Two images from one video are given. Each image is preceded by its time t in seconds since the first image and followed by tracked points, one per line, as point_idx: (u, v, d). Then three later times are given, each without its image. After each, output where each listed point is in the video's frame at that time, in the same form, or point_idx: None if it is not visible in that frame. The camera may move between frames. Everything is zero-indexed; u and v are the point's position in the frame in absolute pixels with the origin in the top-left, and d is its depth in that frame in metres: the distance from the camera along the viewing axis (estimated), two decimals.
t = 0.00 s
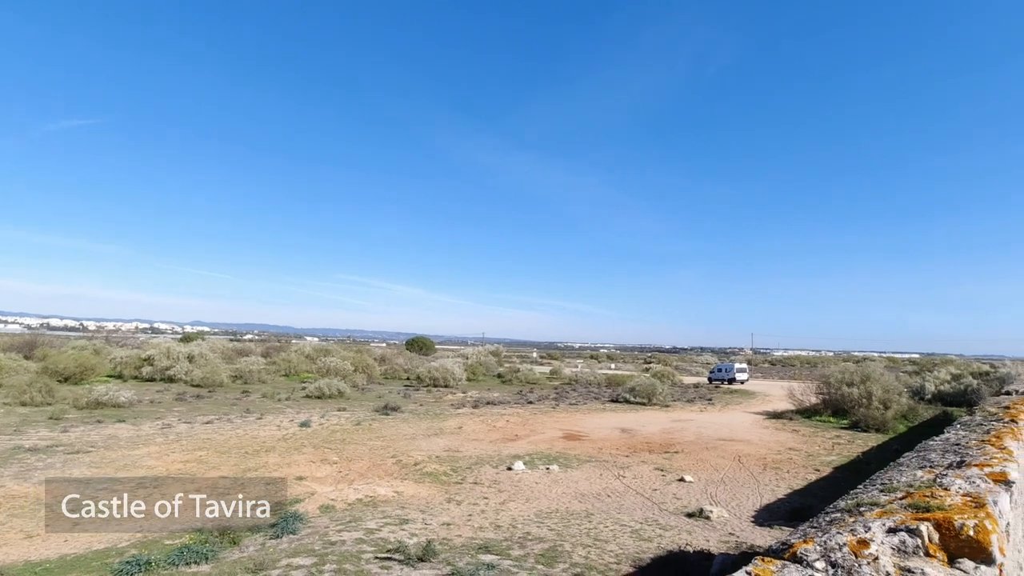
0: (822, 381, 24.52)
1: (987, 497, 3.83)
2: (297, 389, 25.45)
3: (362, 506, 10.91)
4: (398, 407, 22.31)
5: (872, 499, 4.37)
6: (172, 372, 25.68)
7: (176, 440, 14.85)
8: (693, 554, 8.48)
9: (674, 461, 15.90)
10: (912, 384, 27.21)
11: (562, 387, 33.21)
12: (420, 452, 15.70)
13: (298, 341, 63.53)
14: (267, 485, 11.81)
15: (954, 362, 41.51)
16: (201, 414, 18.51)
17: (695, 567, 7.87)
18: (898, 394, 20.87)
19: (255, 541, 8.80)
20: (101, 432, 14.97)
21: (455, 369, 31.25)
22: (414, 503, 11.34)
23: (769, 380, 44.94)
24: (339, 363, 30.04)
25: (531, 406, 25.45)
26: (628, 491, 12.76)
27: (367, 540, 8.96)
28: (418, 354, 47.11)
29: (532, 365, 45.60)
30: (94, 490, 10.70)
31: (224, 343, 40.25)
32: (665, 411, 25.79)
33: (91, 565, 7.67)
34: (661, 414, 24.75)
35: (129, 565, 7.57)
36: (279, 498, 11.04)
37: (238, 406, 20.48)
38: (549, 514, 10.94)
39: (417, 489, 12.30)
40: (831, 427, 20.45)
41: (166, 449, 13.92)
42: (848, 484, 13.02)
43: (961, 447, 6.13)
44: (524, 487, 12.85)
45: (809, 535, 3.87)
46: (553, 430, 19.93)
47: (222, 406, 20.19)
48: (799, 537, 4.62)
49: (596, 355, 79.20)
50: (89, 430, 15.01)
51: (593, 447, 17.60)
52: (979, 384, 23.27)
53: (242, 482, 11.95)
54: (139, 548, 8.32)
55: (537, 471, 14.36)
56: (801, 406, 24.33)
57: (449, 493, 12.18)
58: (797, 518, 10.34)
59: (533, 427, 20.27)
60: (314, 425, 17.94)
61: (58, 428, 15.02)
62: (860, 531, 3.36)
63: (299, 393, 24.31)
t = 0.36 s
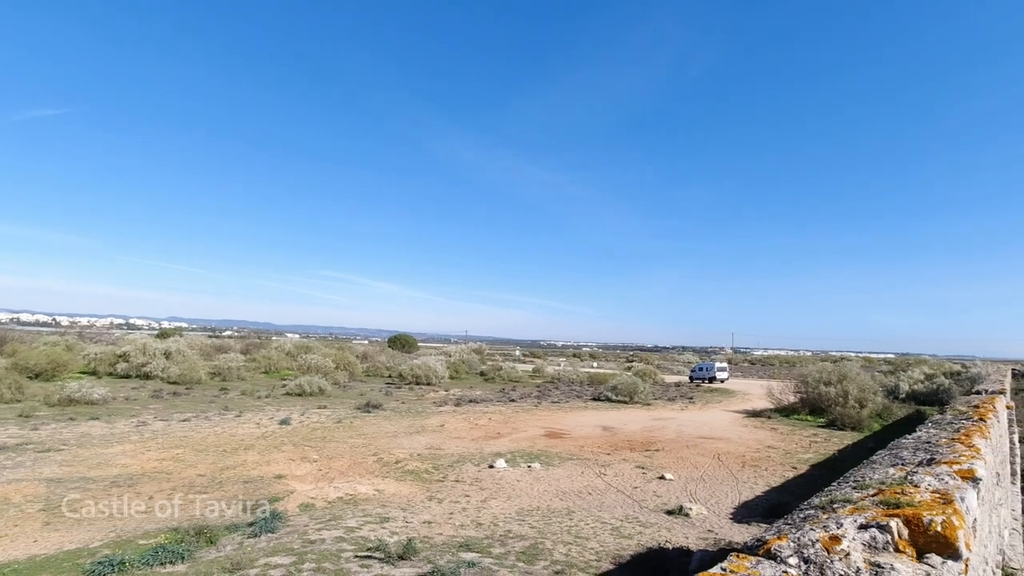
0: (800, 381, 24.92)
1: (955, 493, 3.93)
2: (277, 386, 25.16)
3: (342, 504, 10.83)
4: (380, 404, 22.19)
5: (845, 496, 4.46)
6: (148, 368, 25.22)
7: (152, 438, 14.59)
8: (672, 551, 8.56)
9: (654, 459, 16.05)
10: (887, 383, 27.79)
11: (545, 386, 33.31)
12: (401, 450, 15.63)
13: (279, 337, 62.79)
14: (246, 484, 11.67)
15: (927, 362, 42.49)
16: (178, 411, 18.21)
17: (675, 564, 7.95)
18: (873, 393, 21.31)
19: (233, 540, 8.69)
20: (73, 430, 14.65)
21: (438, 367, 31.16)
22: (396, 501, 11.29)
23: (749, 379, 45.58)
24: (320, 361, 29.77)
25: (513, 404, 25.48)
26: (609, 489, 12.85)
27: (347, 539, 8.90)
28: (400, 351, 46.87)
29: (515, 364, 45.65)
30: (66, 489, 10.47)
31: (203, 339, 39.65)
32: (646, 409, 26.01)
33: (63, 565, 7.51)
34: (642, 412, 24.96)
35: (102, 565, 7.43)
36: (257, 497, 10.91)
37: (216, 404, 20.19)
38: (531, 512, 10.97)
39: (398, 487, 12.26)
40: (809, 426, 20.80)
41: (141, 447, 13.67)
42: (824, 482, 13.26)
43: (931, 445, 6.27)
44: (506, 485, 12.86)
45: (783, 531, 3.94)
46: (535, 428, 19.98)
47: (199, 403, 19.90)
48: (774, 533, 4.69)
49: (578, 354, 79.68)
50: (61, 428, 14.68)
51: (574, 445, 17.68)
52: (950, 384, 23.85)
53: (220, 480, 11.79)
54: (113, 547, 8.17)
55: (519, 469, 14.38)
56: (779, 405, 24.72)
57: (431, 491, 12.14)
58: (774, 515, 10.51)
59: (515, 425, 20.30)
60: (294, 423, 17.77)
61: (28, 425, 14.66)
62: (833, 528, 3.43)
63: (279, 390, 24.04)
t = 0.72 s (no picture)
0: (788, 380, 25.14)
1: (938, 491, 3.98)
2: (266, 384, 24.99)
3: (331, 503, 10.78)
4: (369, 402, 22.10)
5: (831, 494, 4.50)
6: (134, 366, 24.94)
7: (137, 436, 14.43)
8: (660, 548, 8.59)
9: (643, 457, 16.11)
10: (873, 382, 28.10)
11: (535, 384, 33.36)
12: (391, 448, 15.58)
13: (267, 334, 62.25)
14: (233, 482, 11.58)
15: (911, 362, 43.06)
16: (164, 409, 18.03)
17: (663, 562, 7.98)
18: (859, 392, 21.55)
19: (219, 539, 8.62)
20: (57, 427, 14.45)
21: (428, 365, 31.10)
22: (384, 499, 11.26)
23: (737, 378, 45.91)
24: (309, 358, 29.60)
25: (503, 402, 25.49)
26: (598, 488, 12.89)
27: (335, 537, 8.86)
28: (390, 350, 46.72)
29: (505, 362, 45.67)
30: (50, 488, 10.33)
31: (190, 336, 39.23)
32: (636, 408, 26.11)
33: (45, 565, 7.41)
34: (631, 411, 25.06)
35: (86, 565, 7.33)
36: (245, 496, 10.83)
37: (204, 401, 20.02)
38: (520, 510, 10.98)
39: (387, 486, 12.22)
40: (796, 424, 20.98)
41: (127, 445, 13.51)
42: (810, 480, 13.39)
43: (916, 444, 6.35)
44: (496, 484, 12.87)
45: (770, 529, 3.96)
46: (525, 427, 20.00)
47: (186, 401, 19.71)
48: (761, 531, 4.72)
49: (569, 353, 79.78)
50: (44, 426, 14.47)
51: (564, 443, 17.72)
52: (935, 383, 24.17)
53: (207, 478, 11.69)
54: (97, 547, 8.07)
55: (508, 468, 14.39)
56: (767, 404, 24.92)
57: (420, 489, 12.12)
58: (762, 513, 10.59)
59: (504, 423, 20.30)
60: (283, 421, 17.65)
61: (11, 423, 14.44)
62: (819, 525, 3.46)
63: (268, 388, 23.87)
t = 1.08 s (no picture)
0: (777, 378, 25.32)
1: (925, 488, 4.02)
2: (255, 382, 24.82)
3: (321, 501, 10.73)
4: (360, 400, 22.01)
5: (820, 491, 4.53)
6: (121, 363, 24.67)
7: (125, 434, 14.29)
8: (650, 546, 8.63)
9: (634, 455, 16.17)
10: (861, 381, 28.38)
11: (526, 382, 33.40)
12: (381, 446, 15.53)
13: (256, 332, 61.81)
14: (222, 481, 11.49)
15: (898, 361, 43.54)
16: (152, 407, 17.86)
17: (653, 560, 8.01)
18: (847, 391, 21.73)
19: (208, 538, 8.55)
20: (43, 425, 14.28)
21: (419, 363, 31.03)
22: (375, 497, 11.22)
23: (727, 377, 46.18)
24: (299, 356, 29.43)
25: (494, 400, 25.48)
26: (589, 485, 12.92)
27: (325, 536, 8.81)
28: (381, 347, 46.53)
29: (497, 360, 45.64)
30: (36, 487, 10.20)
31: (178, 334, 38.89)
32: (626, 406, 26.18)
33: (30, 565, 7.32)
34: (622, 409, 25.17)
35: (71, 564, 7.25)
36: (234, 494, 10.75)
37: (192, 399, 19.85)
38: (511, 508, 10.98)
39: (378, 484, 12.17)
40: (784, 423, 21.13)
41: (114, 443, 13.37)
42: (799, 477, 13.49)
43: (903, 441, 6.41)
44: (487, 482, 12.86)
45: (760, 526, 3.98)
46: (516, 425, 20.01)
47: (174, 399, 19.53)
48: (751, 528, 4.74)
49: (560, 351, 79.77)
50: (29, 424, 14.29)
51: (555, 441, 17.74)
52: (922, 382, 24.43)
53: (195, 477, 11.59)
54: (83, 546, 7.97)
55: (499, 466, 14.39)
56: (756, 402, 25.10)
57: (411, 487, 12.09)
58: (751, 510, 10.67)
59: (495, 421, 20.29)
60: (272, 419, 17.54)
61: None
62: (808, 522, 3.48)
63: (257, 386, 23.71)
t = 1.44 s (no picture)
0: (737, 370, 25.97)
1: (873, 474, 4.17)
2: (214, 378, 24.10)
3: (282, 499, 10.49)
4: (323, 396, 21.62)
5: (775, 479, 4.65)
6: (70, 360, 23.60)
7: (73, 434, 13.67)
8: (614, 536, 8.74)
9: (599, 447, 16.35)
10: (816, 372, 29.38)
11: (493, 377, 33.40)
12: (345, 442, 15.28)
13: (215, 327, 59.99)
14: (178, 480, 11.12)
15: (850, 353, 45.32)
16: (103, 406, 17.14)
17: (616, 550, 8.12)
18: (804, 382, 22.45)
19: (162, 540, 8.25)
20: None
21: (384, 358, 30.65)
22: (338, 494, 11.04)
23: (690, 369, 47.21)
24: (261, 352, 28.72)
25: (461, 395, 25.39)
26: (555, 478, 13.00)
27: (287, 534, 8.63)
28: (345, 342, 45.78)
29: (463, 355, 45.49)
30: None
31: (131, 330, 37.42)
32: (592, 399, 26.47)
33: None
34: (588, 402, 25.42)
35: (13, 571, 6.89)
36: (190, 494, 10.41)
37: (146, 397, 19.14)
38: (477, 502, 10.96)
39: (342, 480, 11.98)
40: (744, 413, 21.70)
41: (61, 444, 12.78)
42: (758, 466, 13.88)
43: (855, 429, 6.64)
44: (453, 476, 12.80)
45: (717, 514, 4.06)
46: (482, 419, 19.99)
47: (127, 397, 18.78)
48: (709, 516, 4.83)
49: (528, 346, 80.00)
50: None
51: (521, 435, 17.79)
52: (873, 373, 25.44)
53: (149, 477, 11.18)
54: (26, 552, 7.60)
55: (465, 460, 14.34)
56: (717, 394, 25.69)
57: (375, 483, 11.94)
58: (712, 499, 10.92)
59: (462, 416, 20.23)
60: (232, 417, 17.06)
61: None
62: (763, 509, 3.56)
63: (216, 383, 23.01)
